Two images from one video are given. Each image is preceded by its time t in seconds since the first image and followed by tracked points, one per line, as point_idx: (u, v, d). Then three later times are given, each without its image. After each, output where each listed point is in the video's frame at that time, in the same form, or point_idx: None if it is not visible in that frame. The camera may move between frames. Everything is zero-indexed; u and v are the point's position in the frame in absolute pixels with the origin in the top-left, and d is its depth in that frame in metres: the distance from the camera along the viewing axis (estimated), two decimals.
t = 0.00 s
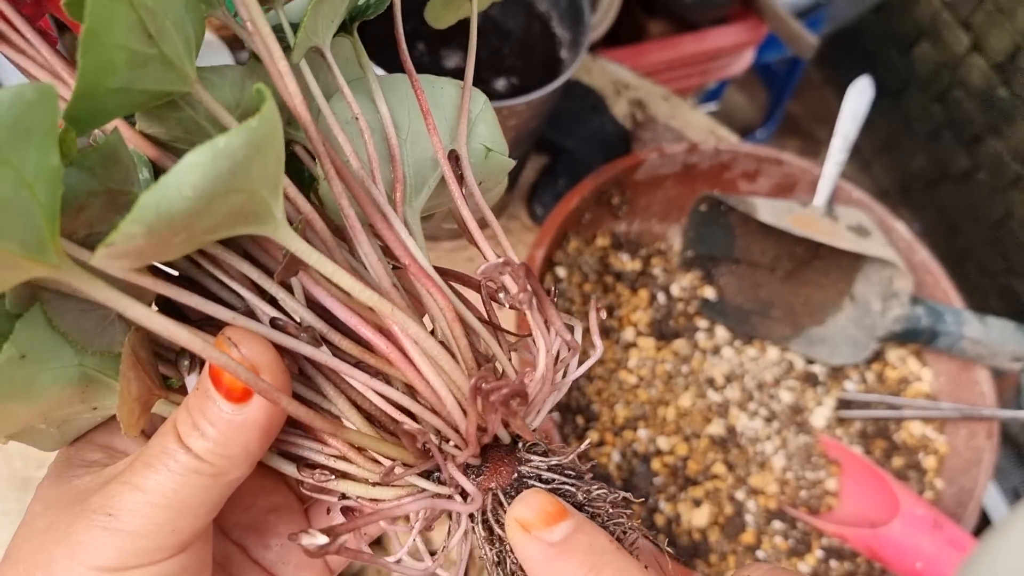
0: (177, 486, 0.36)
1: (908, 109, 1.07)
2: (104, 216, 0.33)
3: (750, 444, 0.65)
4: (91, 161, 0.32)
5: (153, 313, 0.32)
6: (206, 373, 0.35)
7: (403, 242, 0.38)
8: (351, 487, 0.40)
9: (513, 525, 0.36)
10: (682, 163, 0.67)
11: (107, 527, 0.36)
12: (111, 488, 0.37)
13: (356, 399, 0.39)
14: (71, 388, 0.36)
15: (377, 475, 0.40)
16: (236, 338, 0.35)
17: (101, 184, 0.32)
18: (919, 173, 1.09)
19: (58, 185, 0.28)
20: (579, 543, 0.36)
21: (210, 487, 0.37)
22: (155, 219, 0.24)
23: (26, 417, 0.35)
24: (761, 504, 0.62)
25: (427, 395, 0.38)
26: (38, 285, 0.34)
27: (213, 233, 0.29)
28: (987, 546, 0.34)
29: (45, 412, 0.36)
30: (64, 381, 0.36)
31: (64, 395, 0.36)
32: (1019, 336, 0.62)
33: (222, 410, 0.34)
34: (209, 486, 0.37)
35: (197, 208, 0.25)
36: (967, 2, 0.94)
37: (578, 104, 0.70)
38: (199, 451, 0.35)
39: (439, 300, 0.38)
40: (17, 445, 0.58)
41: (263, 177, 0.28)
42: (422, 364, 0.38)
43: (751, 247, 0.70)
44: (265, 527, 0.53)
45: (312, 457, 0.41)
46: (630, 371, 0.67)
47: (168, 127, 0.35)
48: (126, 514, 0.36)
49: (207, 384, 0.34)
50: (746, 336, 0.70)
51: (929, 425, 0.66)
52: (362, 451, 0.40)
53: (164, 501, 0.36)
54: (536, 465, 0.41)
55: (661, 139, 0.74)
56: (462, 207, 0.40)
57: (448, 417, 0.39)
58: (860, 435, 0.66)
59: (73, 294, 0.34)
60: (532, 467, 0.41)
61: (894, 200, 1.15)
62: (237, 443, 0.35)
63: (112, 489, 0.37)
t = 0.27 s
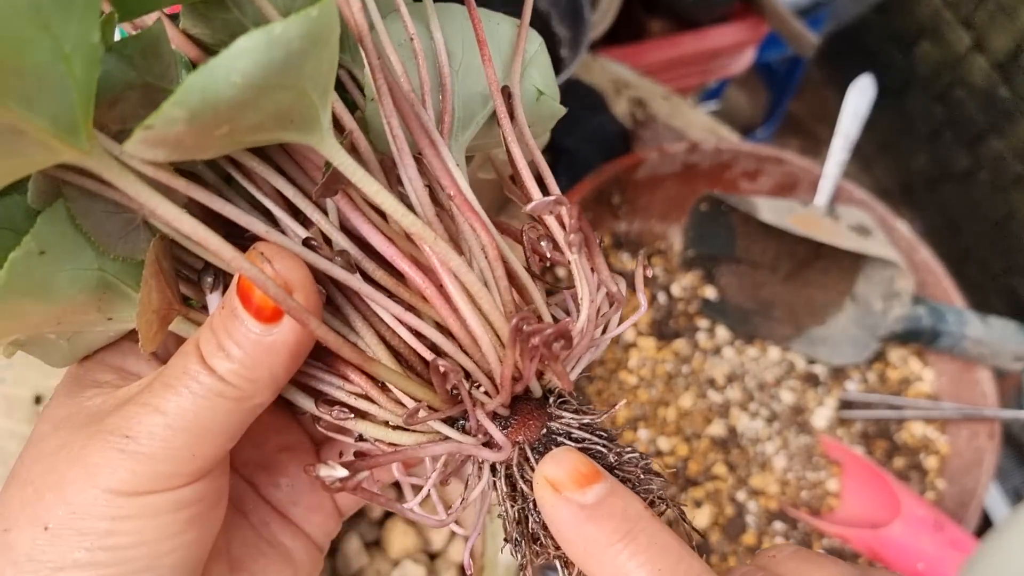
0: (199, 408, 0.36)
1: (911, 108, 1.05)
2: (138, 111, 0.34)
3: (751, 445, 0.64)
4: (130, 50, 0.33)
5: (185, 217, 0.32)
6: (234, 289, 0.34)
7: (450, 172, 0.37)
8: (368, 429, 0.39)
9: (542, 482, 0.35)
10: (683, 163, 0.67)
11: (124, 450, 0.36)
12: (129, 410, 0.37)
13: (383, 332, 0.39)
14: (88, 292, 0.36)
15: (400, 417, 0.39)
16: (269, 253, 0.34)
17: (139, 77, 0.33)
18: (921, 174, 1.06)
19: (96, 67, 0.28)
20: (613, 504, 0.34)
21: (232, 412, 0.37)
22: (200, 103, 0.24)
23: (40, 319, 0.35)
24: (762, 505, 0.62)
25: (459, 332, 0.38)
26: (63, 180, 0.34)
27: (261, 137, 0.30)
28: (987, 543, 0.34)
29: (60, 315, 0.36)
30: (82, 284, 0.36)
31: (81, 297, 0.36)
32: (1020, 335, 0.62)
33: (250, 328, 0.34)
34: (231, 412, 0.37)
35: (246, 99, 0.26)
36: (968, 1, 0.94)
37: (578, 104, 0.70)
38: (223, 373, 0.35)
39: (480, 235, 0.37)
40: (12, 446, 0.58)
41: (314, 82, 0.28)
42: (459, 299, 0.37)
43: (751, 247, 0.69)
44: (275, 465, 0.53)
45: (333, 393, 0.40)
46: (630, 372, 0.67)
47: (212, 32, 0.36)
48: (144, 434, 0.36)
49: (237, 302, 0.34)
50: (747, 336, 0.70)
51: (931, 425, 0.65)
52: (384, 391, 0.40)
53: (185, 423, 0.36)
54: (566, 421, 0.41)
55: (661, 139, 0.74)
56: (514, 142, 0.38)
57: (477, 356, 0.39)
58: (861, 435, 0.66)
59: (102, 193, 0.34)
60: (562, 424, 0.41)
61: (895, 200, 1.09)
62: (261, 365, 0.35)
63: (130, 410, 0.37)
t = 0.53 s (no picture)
0: (232, 370, 0.36)
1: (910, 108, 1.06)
2: (195, 65, 0.33)
3: (751, 445, 0.65)
4: None
5: (237, 178, 0.31)
6: (275, 254, 0.34)
7: (500, 153, 0.36)
8: (386, 401, 0.40)
9: (556, 475, 0.35)
10: (683, 163, 0.67)
11: (154, 407, 0.36)
12: (159, 367, 0.37)
13: (416, 310, 0.39)
14: (125, 242, 0.36)
15: (424, 397, 0.39)
16: (313, 222, 0.34)
17: (198, 29, 0.33)
18: (921, 177, 1.07)
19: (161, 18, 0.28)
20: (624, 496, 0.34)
21: (262, 376, 0.37)
22: (273, 70, 0.24)
23: (74, 264, 0.34)
24: (761, 505, 0.62)
25: (493, 318, 0.37)
26: (109, 126, 0.33)
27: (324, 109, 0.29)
28: (987, 545, 0.34)
29: (95, 262, 0.35)
30: (119, 234, 0.35)
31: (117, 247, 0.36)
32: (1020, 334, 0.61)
33: (288, 294, 0.34)
34: (262, 375, 0.37)
35: (317, 70, 0.26)
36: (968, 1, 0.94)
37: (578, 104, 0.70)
38: (258, 337, 0.35)
39: (524, 222, 0.37)
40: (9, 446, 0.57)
41: (385, 49, 0.28)
42: (498, 287, 0.36)
43: (752, 248, 0.69)
44: (292, 427, 0.53)
45: (357, 364, 0.40)
46: (630, 372, 0.67)
47: None
48: (174, 391, 0.36)
49: (278, 267, 0.34)
50: (747, 336, 0.70)
51: (930, 425, 0.65)
52: (410, 368, 0.40)
53: (216, 383, 0.36)
54: (587, 416, 0.42)
55: (661, 139, 0.74)
56: (565, 128, 0.38)
57: (508, 343, 0.38)
58: (861, 435, 0.66)
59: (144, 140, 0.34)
60: (583, 419, 0.42)
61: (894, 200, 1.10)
62: (297, 333, 0.35)
63: (161, 367, 0.37)
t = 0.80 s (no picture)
0: (235, 356, 0.36)
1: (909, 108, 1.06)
2: (207, 48, 0.32)
3: (751, 445, 0.65)
4: None
5: (244, 166, 0.31)
6: (279, 244, 0.33)
7: (509, 153, 0.36)
8: (386, 392, 0.40)
9: (568, 478, 0.35)
10: (682, 163, 0.67)
11: (157, 388, 0.37)
12: (163, 348, 0.37)
13: (418, 302, 0.39)
14: (133, 222, 0.36)
15: (423, 389, 0.39)
16: (320, 215, 0.34)
17: (215, 12, 0.32)
18: (919, 177, 1.07)
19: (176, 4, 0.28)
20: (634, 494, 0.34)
21: (264, 363, 0.37)
22: (280, 64, 0.24)
23: (83, 242, 0.34)
24: (761, 505, 0.62)
25: (493, 315, 0.37)
26: (122, 106, 0.33)
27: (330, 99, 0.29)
28: (988, 544, 0.34)
29: (102, 240, 0.35)
30: (127, 214, 0.35)
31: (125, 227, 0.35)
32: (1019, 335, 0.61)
33: (292, 285, 0.33)
34: (264, 362, 0.37)
35: (324, 64, 0.26)
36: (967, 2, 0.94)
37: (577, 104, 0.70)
38: (260, 325, 0.35)
39: (530, 223, 0.36)
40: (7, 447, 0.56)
41: (394, 44, 0.28)
42: (499, 286, 0.36)
43: (751, 248, 0.69)
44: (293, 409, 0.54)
45: (357, 353, 0.40)
46: (630, 372, 0.67)
47: None
48: (176, 372, 0.36)
49: (283, 258, 0.33)
50: (747, 336, 0.70)
51: (930, 425, 0.65)
52: (409, 360, 0.40)
53: (218, 368, 0.36)
54: (584, 418, 0.41)
55: (661, 139, 0.74)
56: (577, 130, 0.38)
57: (507, 340, 0.38)
58: (860, 435, 0.66)
59: (155, 121, 0.33)
60: (579, 420, 0.41)
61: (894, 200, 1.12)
62: (297, 324, 0.35)
63: (163, 349, 0.37)
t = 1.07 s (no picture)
0: (235, 364, 0.36)
1: (910, 107, 1.07)
2: (233, 79, 0.32)
3: (751, 445, 0.64)
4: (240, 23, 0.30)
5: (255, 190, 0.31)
6: (286, 265, 0.34)
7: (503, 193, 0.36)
8: (371, 404, 0.40)
9: (550, 513, 0.38)
10: (682, 163, 0.67)
11: (159, 389, 0.37)
12: (168, 350, 0.37)
13: (407, 324, 0.39)
14: (151, 234, 0.36)
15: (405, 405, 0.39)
16: (324, 241, 0.34)
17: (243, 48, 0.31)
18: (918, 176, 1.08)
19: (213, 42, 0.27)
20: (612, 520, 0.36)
21: (263, 371, 0.37)
22: (301, 111, 0.24)
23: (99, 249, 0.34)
24: (761, 505, 0.62)
25: (475, 347, 0.38)
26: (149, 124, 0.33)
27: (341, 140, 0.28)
28: (987, 543, 0.34)
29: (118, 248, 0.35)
30: (147, 227, 0.35)
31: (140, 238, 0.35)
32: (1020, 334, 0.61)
33: (293, 302, 0.34)
34: (263, 371, 0.37)
35: (344, 112, 0.25)
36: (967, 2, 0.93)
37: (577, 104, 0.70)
38: (261, 337, 0.35)
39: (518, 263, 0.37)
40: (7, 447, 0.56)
41: (413, 96, 0.27)
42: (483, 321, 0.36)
43: (751, 248, 0.69)
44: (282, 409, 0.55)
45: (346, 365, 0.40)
46: (630, 372, 0.67)
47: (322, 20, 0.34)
48: (181, 374, 0.37)
49: (288, 277, 0.34)
50: (747, 336, 0.70)
51: (930, 425, 0.65)
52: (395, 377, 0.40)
53: (219, 375, 0.36)
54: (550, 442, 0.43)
55: (661, 139, 0.74)
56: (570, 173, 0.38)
57: (486, 367, 0.38)
58: (860, 435, 0.66)
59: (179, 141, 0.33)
60: (546, 444, 0.43)
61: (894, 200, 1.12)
62: (297, 338, 0.35)
63: (170, 351, 0.37)
